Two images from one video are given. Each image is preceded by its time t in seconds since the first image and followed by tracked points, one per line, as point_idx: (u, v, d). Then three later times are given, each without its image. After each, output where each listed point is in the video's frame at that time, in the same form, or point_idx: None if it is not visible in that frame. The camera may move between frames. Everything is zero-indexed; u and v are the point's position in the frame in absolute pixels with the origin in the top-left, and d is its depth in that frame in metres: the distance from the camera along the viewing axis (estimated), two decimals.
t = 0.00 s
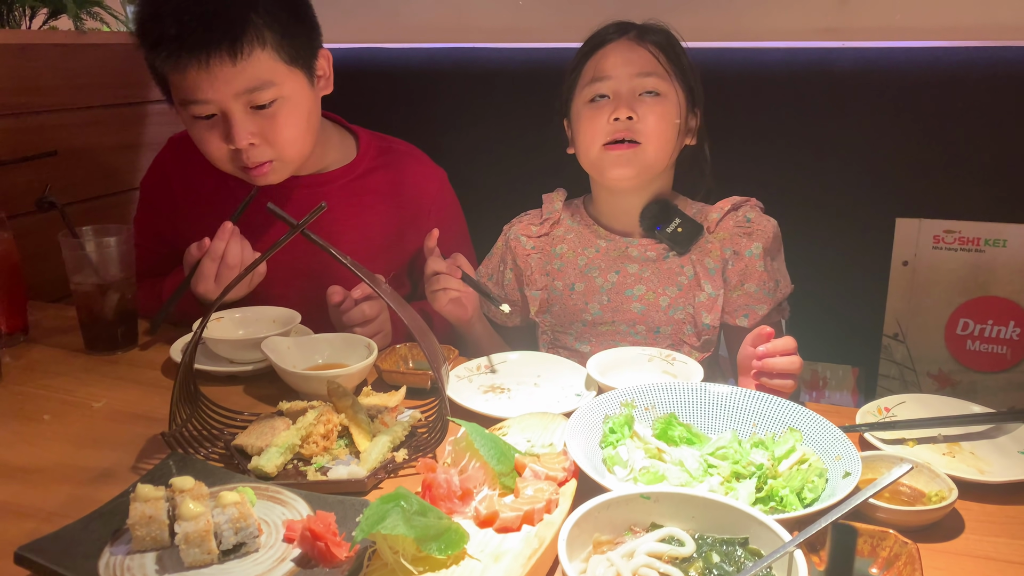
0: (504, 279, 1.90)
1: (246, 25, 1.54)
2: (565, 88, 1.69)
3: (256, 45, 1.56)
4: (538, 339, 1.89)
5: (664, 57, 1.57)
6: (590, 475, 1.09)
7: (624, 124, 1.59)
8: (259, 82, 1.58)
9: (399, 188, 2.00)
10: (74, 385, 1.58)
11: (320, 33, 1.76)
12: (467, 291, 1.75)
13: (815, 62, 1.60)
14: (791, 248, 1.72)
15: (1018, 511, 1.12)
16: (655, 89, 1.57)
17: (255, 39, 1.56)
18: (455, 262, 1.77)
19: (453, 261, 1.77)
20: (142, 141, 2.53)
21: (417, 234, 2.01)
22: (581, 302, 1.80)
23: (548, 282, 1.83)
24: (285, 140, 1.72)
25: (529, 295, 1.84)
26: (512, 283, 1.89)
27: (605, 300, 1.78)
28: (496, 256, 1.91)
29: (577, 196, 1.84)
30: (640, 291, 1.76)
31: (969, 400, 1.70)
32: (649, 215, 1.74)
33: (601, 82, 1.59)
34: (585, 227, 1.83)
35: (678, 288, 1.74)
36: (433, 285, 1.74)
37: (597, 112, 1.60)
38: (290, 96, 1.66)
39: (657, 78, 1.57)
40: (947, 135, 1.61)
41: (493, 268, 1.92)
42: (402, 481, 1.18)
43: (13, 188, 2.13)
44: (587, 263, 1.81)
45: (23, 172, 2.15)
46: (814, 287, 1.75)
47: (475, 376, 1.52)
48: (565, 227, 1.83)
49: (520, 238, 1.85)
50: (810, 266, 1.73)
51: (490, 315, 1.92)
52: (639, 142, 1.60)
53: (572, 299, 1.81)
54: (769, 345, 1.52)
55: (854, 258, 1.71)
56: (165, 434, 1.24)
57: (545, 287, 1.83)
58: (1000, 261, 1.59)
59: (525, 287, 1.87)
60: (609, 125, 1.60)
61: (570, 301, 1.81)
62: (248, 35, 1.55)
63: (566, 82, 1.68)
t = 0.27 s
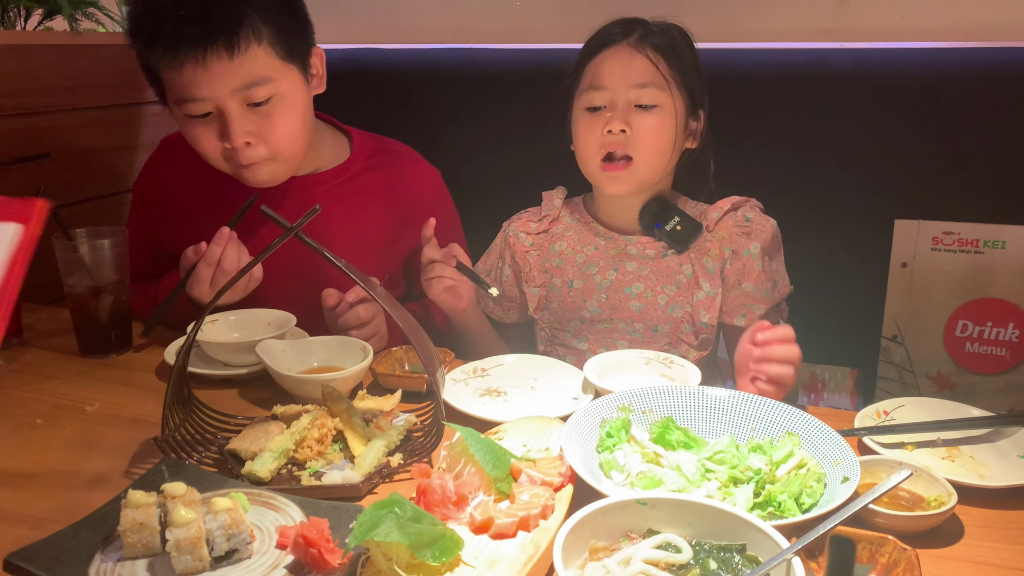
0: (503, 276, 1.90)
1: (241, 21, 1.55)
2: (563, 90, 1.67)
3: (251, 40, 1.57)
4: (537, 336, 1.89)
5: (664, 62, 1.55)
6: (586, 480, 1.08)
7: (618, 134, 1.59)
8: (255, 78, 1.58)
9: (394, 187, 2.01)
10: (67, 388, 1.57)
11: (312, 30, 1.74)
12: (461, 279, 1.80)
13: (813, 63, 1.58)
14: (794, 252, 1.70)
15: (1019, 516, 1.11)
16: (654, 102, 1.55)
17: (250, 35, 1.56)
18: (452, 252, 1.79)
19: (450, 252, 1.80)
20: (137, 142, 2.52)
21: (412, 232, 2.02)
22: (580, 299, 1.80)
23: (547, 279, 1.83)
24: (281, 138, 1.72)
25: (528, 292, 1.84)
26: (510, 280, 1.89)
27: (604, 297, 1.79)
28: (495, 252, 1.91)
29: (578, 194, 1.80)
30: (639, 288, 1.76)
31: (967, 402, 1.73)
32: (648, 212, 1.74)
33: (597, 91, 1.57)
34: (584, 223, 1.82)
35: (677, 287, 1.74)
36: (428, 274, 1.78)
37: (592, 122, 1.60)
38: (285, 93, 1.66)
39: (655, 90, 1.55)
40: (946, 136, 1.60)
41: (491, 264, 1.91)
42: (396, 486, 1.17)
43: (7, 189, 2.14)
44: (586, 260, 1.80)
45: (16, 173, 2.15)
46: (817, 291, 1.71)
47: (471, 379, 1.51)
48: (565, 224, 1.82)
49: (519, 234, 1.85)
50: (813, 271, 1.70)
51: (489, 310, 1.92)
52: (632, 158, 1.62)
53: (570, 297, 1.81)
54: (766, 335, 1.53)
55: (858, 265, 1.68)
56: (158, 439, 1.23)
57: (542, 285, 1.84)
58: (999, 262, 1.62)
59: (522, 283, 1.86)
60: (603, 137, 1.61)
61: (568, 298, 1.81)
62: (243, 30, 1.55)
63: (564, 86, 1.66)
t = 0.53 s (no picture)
0: (511, 272, 1.91)
1: (236, 20, 1.55)
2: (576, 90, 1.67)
3: (247, 39, 1.56)
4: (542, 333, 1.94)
5: (684, 57, 1.58)
6: (585, 480, 1.07)
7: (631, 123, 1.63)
8: (251, 78, 1.58)
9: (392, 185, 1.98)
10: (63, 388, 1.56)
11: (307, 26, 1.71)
12: (471, 276, 1.86)
13: (816, 61, 1.54)
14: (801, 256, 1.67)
15: (1021, 515, 1.11)
16: (670, 95, 1.59)
17: (246, 34, 1.56)
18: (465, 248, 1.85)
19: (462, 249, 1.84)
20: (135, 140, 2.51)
21: (412, 230, 2.01)
22: (587, 300, 1.85)
23: (555, 278, 1.87)
24: (279, 137, 1.73)
25: (535, 290, 1.90)
26: (519, 277, 1.91)
27: (610, 299, 1.83)
28: (504, 247, 1.90)
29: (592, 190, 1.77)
30: (646, 293, 1.80)
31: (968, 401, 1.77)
32: (659, 219, 1.75)
33: (615, 79, 1.62)
34: (595, 225, 1.81)
35: (684, 292, 1.78)
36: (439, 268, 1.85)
37: (608, 108, 1.64)
38: (282, 92, 1.65)
39: (673, 83, 1.59)
40: (962, 138, 1.53)
41: (501, 260, 1.91)
42: (394, 486, 1.17)
43: (5, 188, 2.14)
44: (595, 262, 1.83)
45: (12, 172, 2.14)
46: (822, 293, 1.68)
47: (470, 378, 1.50)
48: (576, 225, 1.83)
49: (529, 232, 1.86)
50: (822, 279, 1.67)
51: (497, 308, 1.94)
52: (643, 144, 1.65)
53: (577, 296, 1.86)
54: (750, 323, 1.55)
55: (869, 275, 1.64)
56: (154, 438, 1.22)
57: (551, 283, 1.88)
58: (1000, 261, 1.63)
59: (531, 281, 1.90)
60: (615, 123, 1.64)
61: (575, 298, 1.86)
62: (239, 30, 1.55)
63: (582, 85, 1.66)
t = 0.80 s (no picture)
0: (519, 271, 1.89)
1: (237, 13, 1.54)
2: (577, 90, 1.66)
3: (248, 33, 1.55)
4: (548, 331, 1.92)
5: (678, 63, 1.53)
6: (588, 476, 1.06)
7: (627, 138, 1.59)
8: (251, 71, 1.56)
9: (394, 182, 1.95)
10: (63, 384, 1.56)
11: (307, 19, 1.71)
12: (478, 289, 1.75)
13: (815, 57, 1.53)
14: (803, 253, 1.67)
15: None
16: (665, 104, 1.54)
17: (246, 28, 1.55)
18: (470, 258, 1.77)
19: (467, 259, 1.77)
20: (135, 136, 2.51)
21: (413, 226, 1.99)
22: (592, 298, 1.83)
23: (560, 276, 1.85)
24: (279, 129, 1.70)
25: (540, 289, 1.87)
26: (526, 275, 1.88)
27: (616, 298, 1.80)
28: (511, 247, 1.88)
29: (594, 190, 1.77)
30: (652, 292, 1.77)
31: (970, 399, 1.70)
32: (665, 217, 1.73)
33: (611, 92, 1.57)
34: (600, 223, 1.80)
35: (690, 291, 1.74)
36: (445, 282, 1.74)
37: (604, 123, 1.60)
38: (282, 87, 1.63)
39: (668, 92, 1.54)
40: (964, 135, 1.53)
41: (507, 259, 1.89)
42: (395, 483, 1.16)
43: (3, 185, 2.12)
44: (600, 261, 1.81)
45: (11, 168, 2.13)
46: (823, 288, 1.69)
47: (471, 375, 1.49)
48: (580, 222, 1.81)
49: (535, 230, 1.83)
50: (823, 276, 1.68)
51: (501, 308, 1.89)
52: (642, 159, 1.61)
53: (583, 295, 1.83)
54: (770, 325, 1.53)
55: (868, 266, 1.65)
56: (153, 435, 1.21)
57: (556, 282, 1.85)
58: (1003, 258, 1.56)
59: (536, 279, 1.87)
60: (613, 139, 1.61)
61: (580, 297, 1.83)
62: (240, 23, 1.54)
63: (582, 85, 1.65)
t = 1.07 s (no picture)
0: (521, 266, 1.89)
1: (236, 3, 1.56)
2: (578, 86, 1.65)
3: (246, 23, 1.56)
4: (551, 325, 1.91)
5: (671, 64, 1.55)
6: (587, 475, 1.06)
7: (621, 139, 1.63)
8: (246, 60, 1.59)
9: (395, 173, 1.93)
10: (60, 381, 1.55)
11: (313, 13, 1.72)
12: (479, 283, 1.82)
13: (819, 55, 1.52)
14: (803, 248, 1.65)
15: None
16: (660, 105, 1.57)
17: (244, 18, 1.56)
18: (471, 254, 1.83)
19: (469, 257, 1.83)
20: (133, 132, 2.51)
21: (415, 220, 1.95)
22: (595, 290, 1.82)
23: (563, 269, 1.84)
24: (275, 118, 1.73)
25: (543, 282, 1.86)
26: (528, 270, 1.88)
27: (619, 288, 1.79)
28: (513, 244, 1.87)
29: (594, 186, 1.75)
30: (655, 280, 1.76)
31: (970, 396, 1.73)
32: (666, 208, 1.71)
33: (604, 93, 1.60)
34: (601, 216, 1.78)
35: (693, 279, 1.73)
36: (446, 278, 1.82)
37: (599, 123, 1.63)
38: (279, 78, 1.65)
39: (661, 94, 1.56)
40: (966, 133, 1.52)
41: (510, 256, 1.88)
42: (393, 481, 1.15)
43: None
44: (602, 252, 1.80)
45: (7, 164, 2.14)
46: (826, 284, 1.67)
47: (469, 372, 1.49)
48: (582, 216, 1.79)
49: (536, 224, 1.83)
50: (826, 273, 1.66)
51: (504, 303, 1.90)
52: (636, 159, 1.65)
53: (585, 287, 1.82)
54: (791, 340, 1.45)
55: (868, 263, 1.64)
56: (150, 433, 1.21)
57: (558, 274, 1.84)
58: (1003, 256, 1.60)
59: (539, 272, 1.86)
60: (607, 139, 1.65)
61: (583, 289, 1.82)
62: (238, 12, 1.56)
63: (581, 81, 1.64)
